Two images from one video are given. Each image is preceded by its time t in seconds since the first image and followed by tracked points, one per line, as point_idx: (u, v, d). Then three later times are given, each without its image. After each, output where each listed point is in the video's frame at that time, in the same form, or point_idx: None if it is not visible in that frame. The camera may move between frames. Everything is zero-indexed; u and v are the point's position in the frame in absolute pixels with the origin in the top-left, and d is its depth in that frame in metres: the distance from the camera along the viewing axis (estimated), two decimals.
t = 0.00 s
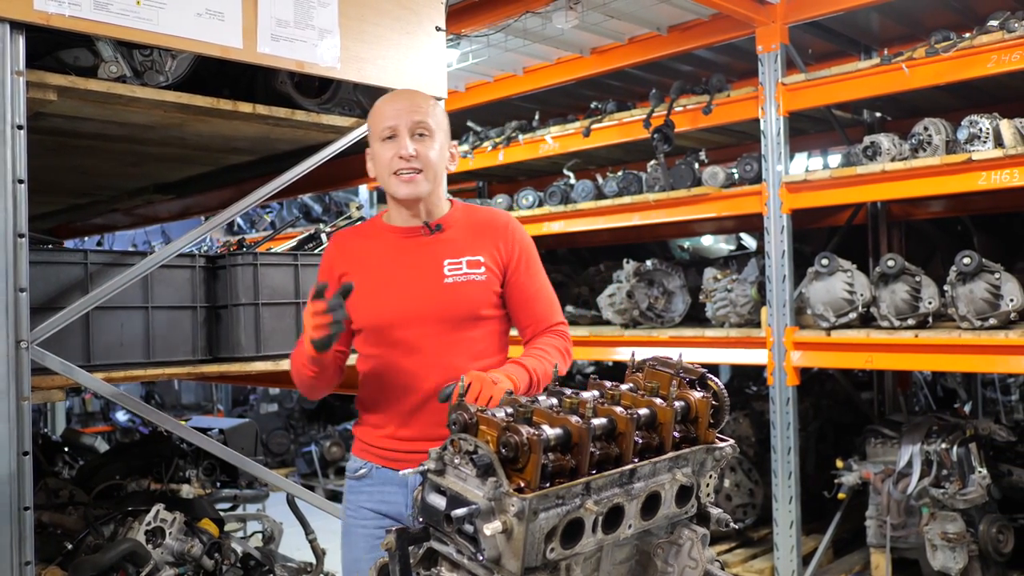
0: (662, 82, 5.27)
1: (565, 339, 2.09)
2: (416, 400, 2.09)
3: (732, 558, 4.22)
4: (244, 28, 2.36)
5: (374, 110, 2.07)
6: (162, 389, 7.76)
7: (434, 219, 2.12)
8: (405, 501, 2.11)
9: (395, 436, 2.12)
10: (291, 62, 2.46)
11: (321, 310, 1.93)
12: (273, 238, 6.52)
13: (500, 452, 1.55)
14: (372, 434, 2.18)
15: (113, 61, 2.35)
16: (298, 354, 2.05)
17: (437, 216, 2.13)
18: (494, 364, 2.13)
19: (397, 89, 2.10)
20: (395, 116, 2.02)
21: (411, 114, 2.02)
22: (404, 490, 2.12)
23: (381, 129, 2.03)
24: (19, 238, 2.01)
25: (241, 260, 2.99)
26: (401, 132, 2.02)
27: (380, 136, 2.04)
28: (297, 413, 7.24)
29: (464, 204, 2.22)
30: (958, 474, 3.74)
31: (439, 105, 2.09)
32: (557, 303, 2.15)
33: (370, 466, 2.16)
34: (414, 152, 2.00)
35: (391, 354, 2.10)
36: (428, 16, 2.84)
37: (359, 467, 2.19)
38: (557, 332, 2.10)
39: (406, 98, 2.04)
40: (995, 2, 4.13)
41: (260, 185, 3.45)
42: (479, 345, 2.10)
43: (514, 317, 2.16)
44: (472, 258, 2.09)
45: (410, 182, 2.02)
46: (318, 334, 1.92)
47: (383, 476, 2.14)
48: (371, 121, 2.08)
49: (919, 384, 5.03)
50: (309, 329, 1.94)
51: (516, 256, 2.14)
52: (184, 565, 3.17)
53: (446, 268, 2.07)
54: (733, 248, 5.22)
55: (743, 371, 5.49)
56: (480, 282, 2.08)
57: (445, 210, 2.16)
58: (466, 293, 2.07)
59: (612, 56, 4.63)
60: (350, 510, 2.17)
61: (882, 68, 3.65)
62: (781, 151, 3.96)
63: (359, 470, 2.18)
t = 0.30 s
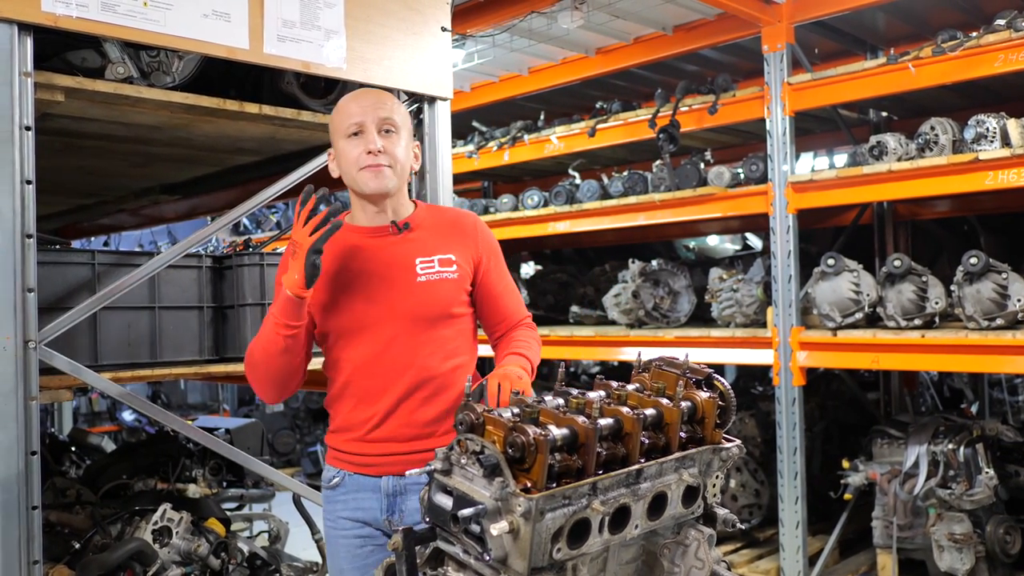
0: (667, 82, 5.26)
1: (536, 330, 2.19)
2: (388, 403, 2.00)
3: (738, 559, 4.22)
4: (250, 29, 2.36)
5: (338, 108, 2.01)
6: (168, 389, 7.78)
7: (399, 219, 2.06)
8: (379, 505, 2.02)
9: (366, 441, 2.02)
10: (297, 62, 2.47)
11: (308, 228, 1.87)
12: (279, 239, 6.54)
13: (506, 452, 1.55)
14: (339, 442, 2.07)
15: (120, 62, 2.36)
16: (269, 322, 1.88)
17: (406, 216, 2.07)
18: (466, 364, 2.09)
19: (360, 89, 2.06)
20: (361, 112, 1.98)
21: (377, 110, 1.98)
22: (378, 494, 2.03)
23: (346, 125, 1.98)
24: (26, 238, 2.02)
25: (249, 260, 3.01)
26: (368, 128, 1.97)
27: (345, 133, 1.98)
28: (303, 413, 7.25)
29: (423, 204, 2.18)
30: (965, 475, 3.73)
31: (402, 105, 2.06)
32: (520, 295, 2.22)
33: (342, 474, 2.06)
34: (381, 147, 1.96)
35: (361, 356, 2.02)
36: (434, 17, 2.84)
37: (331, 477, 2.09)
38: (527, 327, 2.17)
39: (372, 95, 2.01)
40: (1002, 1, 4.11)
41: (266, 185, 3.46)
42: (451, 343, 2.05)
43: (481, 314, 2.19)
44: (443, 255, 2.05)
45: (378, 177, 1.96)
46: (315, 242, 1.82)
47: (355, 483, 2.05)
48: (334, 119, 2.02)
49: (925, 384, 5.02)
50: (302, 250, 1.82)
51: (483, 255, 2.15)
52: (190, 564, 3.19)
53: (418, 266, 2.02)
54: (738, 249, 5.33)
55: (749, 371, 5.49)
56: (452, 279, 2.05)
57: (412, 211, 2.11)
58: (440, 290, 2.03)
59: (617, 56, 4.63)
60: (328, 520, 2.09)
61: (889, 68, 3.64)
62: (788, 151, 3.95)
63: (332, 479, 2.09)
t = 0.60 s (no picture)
0: (674, 82, 5.25)
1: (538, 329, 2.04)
2: (373, 411, 1.99)
3: (746, 560, 4.22)
4: (258, 30, 2.37)
5: (326, 110, 2.00)
6: (176, 389, 7.81)
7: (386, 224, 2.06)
8: (360, 514, 2.00)
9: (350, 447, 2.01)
10: (305, 63, 2.47)
11: (307, 319, 1.68)
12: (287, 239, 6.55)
13: (514, 453, 1.55)
14: (325, 447, 2.06)
15: (129, 63, 2.38)
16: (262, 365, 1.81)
17: (395, 220, 2.07)
18: (455, 370, 2.05)
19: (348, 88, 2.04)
20: (349, 116, 1.96)
21: (366, 114, 1.97)
22: (359, 503, 2.01)
23: (333, 129, 1.97)
24: (37, 239, 2.03)
25: (257, 260, 3.03)
26: (355, 134, 1.96)
27: (332, 138, 1.98)
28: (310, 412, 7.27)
29: (418, 207, 2.15)
30: (974, 475, 3.71)
31: (392, 107, 2.05)
32: (515, 298, 2.12)
33: (326, 481, 2.06)
34: (369, 153, 1.94)
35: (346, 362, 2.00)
36: (441, 18, 2.85)
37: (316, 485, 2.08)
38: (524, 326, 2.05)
39: (361, 98, 1.99)
40: None
41: (273, 186, 3.47)
42: (439, 350, 2.02)
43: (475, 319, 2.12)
44: (432, 260, 2.01)
45: (365, 186, 1.96)
46: (315, 340, 1.69)
47: (338, 490, 2.04)
48: (321, 121, 2.01)
49: (934, 385, 5.00)
50: (299, 336, 1.68)
51: (475, 258, 2.09)
52: (199, 563, 3.20)
53: (406, 271, 1.98)
54: (745, 248, 5.25)
55: (757, 371, 5.48)
56: (441, 284, 2.01)
57: (402, 214, 2.10)
58: (428, 296, 1.98)
59: (624, 56, 4.63)
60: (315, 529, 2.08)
61: (897, 67, 3.63)
62: (795, 151, 3.94)
63: (317, 488, 2.08)
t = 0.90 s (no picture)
0: (684, 82, 5.24)
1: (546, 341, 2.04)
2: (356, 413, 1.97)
3: (755, 560, 4.21)
4: (270, 32, 2.38)
5: (338, 95, 1.98)
6: (186, 389, 7.86)
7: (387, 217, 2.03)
8: (342, 524, 1.99)
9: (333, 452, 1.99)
10: (316, 65, 2.48)
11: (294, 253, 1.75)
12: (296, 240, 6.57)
13: (526, 454, 1.56)
14: (307, 449, 2.05)
15: (142, 66, 2.41)
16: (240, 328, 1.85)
17: (395, 215, 2.05)
18: (444, 377, 2.03)
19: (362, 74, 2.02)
20: (361, 102, 1.94)
21: (377, 102, 1.94)
22: (342, 512, 2.00)
23: (342, 114, 1.95)
24: (51, 240, 2.04)
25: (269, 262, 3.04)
26: (364, 121, 1.94)
27: (340, 123, 1.96)
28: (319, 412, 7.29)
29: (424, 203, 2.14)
30: (985, 476, 3.68)
31: (407, 98, 2.02)
32: (518, 304, 2.11)
33: (309, 488, 2.04)
34: (377, 141, 1.92)
35: (334, 361, 1.99)
36: (451, 19, 2.85)
37: (299, 491, 2.07)
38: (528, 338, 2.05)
39: (375, 85, 1.97)
40: None
41: (283, 188, 3.48)
42: (428, 355, 2.00)
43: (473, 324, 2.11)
44: (426, 261, 2.00)
45: (368, 176, 1.93)
46: (297, 273, 1.73)
47: (322, 498, 2.02)
48: (331, 105, 1.99)
49: (944, 386, 4.98)
50: (281, 272, 1.73)
51: (473, 262, 2.08)
52: (211, 563, 3.22)
53: (399, 271, 1.98)
54: (755, 248, 5.25)
55: (766, 372, 5.47)
56: (434, 286, 2.00)
57: (403, 209, 2.08)
58: (419, 298, 1.98)
59: (633, 56, 4.62)
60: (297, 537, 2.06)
61: (907, 68, 3.62)
62: (805, 151, 3.94)
63: (300, 495, 2.07)
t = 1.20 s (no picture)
0: (693, 82, 5.24)
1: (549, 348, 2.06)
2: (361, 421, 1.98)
3: (765, 561, 4.21)
4: (281, 35, 2.39)
5: (345, 96, 1.96)
6: (197, 389, 7.91)
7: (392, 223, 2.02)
8: (346, 529, 1.99)
9: (336, 458, 2.01)
10: (328, 68, 2.50)
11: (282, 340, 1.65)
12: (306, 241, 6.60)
13: (537, 456, 1.57)
14: (308, 452, 2.06)
15: (155, 69, 2.42)
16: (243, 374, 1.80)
17: (400, 219, 2.04)
18: (450, 385, 2.05)
19: (372, 74, 1.99)
20: (366, 107, 1.91)
21: (385, 107, 1.92)
22: (345, 517, 2.00)
23: (348, 118, 1.93)
24: (65, 243, 2.07)
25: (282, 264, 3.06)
26: (370, 126, 1.91)
27: (346, 126, 1.94)
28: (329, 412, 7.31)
29: (433, 203, 2.13)
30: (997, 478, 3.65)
31: (415, 101, 1.99)
32: (524, 310, 2.12)
33: (309, 492, 2.04)
34: (383, 151, 1.90)
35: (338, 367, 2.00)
36: (461, 21, 2.86)
37: (297, 493, 2.07)
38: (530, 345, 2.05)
39: (383, 88, 1.94)
40: None
41: (295, 190, 3.50)
42: (433, 364, 2.01)
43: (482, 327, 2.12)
44: (433, 268, 2.00)
45: (372, 183, 1.92)
46: (290, 361, 1.65)
47: (322, 502, 2.03)
48: (338, 106, 1.97)
49: (956, 386, 4.95)
50: (269, 355, 1.64)
51: (481, 269, 2.08)
52: (222, 563, 3.25)
53: (406, 279, 1.98)
54: (764, 248, 5.30)
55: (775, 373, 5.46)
56: (441, 294, 2.00)
57: (409, 213, 2.06)
58: (426, 306, 1.98)
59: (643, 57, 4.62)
60: (287, 540, 2.06)
61: (918, 68, 3.61)
62: (816, 151, 3.92)
63: (298, 496, 2.07)
